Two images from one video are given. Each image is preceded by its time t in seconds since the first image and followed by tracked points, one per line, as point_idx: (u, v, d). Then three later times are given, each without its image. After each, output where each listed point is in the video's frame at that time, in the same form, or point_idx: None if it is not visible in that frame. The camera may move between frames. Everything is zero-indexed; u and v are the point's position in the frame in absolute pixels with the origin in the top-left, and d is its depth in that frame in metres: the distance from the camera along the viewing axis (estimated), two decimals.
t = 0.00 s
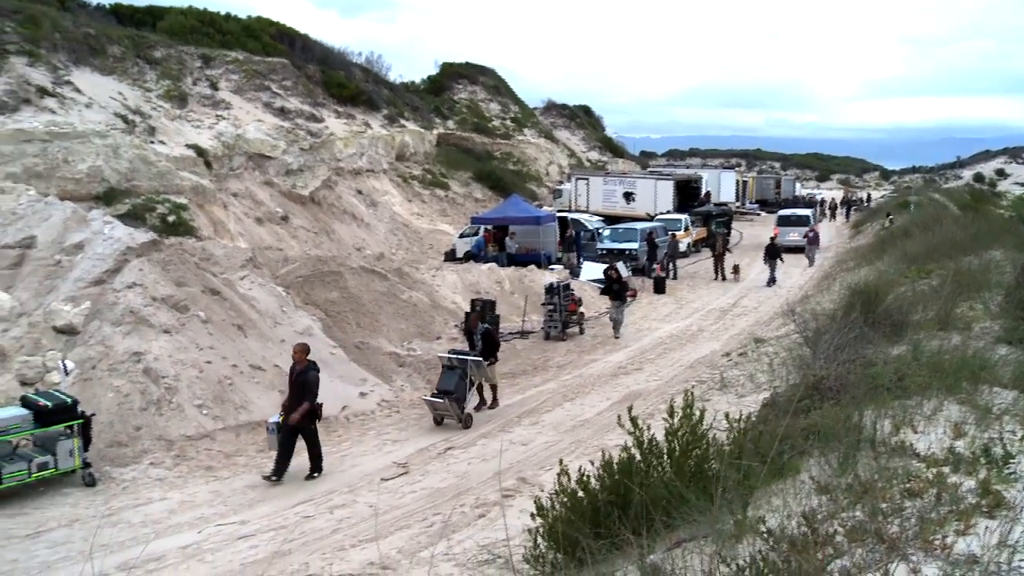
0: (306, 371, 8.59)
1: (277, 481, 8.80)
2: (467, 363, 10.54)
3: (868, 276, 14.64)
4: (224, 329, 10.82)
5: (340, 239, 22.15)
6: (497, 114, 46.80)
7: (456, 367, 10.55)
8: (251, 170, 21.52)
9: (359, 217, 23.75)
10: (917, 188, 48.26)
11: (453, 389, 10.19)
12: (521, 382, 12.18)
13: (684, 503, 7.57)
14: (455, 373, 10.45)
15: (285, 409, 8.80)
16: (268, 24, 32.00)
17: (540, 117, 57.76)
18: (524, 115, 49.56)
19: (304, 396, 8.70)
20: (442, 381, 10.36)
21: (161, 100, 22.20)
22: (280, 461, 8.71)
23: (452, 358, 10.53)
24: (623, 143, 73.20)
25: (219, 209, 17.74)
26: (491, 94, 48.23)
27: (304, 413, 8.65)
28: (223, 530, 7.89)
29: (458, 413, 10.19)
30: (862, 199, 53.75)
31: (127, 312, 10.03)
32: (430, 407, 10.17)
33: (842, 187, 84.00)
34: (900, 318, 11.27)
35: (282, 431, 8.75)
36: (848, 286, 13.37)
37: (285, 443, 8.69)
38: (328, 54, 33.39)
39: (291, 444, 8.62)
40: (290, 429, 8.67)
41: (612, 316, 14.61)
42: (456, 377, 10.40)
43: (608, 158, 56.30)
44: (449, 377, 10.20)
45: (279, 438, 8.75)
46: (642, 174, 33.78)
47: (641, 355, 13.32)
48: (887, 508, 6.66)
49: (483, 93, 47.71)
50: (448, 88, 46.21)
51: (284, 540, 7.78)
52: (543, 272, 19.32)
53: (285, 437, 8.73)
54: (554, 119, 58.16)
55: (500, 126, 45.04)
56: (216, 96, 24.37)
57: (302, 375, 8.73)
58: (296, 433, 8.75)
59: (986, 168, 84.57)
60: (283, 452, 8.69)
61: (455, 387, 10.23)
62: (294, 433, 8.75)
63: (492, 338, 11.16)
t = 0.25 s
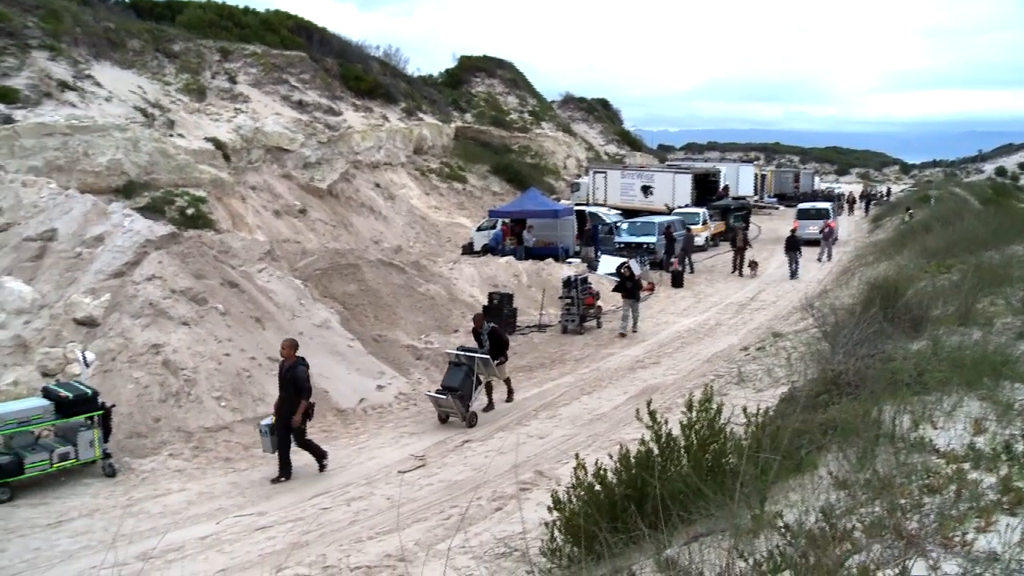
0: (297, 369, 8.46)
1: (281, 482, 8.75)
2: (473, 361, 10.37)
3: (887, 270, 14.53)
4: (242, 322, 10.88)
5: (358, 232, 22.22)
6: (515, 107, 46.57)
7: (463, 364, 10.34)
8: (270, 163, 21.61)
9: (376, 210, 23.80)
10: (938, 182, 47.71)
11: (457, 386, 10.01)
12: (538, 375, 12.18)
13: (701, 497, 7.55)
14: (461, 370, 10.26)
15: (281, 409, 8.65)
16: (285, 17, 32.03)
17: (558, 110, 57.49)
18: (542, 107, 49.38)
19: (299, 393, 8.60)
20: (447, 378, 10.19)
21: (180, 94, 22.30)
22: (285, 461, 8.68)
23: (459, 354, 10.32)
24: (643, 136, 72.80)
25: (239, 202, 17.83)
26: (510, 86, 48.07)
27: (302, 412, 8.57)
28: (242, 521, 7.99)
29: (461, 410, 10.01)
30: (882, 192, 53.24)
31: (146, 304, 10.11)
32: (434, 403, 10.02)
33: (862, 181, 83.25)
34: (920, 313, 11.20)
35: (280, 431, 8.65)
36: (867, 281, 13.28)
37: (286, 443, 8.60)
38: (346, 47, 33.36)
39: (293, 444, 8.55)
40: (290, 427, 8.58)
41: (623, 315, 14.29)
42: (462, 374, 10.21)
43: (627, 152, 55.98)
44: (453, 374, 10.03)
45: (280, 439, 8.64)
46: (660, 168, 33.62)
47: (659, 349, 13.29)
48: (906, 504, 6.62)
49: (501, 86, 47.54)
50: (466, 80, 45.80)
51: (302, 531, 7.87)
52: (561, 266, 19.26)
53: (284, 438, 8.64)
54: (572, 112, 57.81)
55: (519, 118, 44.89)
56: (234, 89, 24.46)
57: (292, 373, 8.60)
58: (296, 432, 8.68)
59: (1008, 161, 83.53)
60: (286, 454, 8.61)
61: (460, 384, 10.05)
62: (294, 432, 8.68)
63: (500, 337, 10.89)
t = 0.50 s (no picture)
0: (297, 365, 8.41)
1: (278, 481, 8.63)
2: (478, 357, 10.20)
3: (908, 265, 14.41)
4: (260, 315, 10.96)
5: (376, 225, 22.27)
6: (533, 101, 46.15)
7: (467, 361, 10.20)
8: (288, 157, 21.71)
9: (394, 204, 23.84)
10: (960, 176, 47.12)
11: (460, 385, 9.90)
12: (554, 369, 12.18)
13: (719, 492, 7.54)
14: (465, 367, 10.14)
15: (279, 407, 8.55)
16: (304, 11, 32.09)
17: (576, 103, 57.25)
18: (561, 101, 49.23)
19: (298, 388, 8.55)
20: (451, 375, 10.09)
21: (199, 88, 22.44)
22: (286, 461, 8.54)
23: (463, 351, 10.17)
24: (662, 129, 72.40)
25: (256, 195, 17.97)
26: (528, 80, 47.57)
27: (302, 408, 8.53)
28: (260, 513, 8.07)
29: (465, 409, 9.92)
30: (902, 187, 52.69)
31: (165, 298, 10.23)
32: (437, 401, 9.95)
33: (882, 175, 82.50)
34: (940, 309, 11.14)
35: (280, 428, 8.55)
36: (887, 276, 13.19)
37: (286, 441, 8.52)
38: (364, 41, 33.37)
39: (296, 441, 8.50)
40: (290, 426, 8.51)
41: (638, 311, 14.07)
42: (466, 371, 10.09)
43: (645, 145, 55.65)
44: (456, 373, 9.92)
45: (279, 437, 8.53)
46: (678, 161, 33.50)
47: (676, 343, 13.26)
48: (924, 501, 6.58)
49: (519, 79, 47.38)
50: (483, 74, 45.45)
51: (319, 523, 7.90)
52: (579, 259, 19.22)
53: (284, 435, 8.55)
54: (590, 106, 57.23)
55: (536, 113, 44.30)
56: (253, 82, 24.57)
57: (290, 369, 8.52)
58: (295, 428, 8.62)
59: None
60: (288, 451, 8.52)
61: (463, 382, 9.94)
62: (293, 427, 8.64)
63: (507, 331, 10.65)
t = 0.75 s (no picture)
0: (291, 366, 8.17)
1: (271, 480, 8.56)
2: (483, 355, 10.10)
3: (927, 261, 14.31)
4: (277, 308, 11.00)
5: (392, 220, 22.26)
6: (550, 95, 46.19)
7: (471, 359, 10.11)
8: (305, 151, 21.78)
9: (411, 198, 23.84)
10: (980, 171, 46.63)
11: (463, 382, 9.80)
12: (570, 364, 12.16)
13: (735, 487, 7.52)
14: (469, 364, 10.05)
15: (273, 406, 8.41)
16: (321, 5, 32.11)
17: (593, 97, 57.01)
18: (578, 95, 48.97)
19: (292, 389, 8.37)
20: (456, 372, 10.01)
21: (217, 82, 22.52)
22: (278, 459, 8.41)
23: (467, 348, 10.09)
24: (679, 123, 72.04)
25: (273, 188, 18.04)
26: (545, 75, 47.66)
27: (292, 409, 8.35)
28: (276, 505, 8.10)
29: (468, 406, 9.80)
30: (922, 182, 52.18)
31: (183, 291, 10.29)
32: (441, 399, 9.85)
33: (900, 169, 81.81)
34: (959, 304, 11.07)
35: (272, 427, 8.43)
36: (906, 271, 13.10)
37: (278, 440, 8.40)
38: (381, 34, 33.36)
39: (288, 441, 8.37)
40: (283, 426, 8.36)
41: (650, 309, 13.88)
42: (471, 368, 9.99)
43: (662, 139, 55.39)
44: (459, 369, 9.84)
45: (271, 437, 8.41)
46: (695, 156, 33.33)
47: (693, 338, 13.22)
48: (943, 497, 6.53)
49: (536, 73, 47.19)
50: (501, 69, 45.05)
51: (336, 517, 7.93)
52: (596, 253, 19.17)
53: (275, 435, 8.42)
54: (607, 99, 56.84)
55: (553, 106, 44.46)
56: (270, 76, 24.64)
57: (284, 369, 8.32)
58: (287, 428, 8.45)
59: None
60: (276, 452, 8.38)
61: (466, 379, 9.84)
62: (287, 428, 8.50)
63: (516, 330, 10.49)
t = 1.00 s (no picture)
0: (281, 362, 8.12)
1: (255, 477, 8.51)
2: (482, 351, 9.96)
3: (943, 256, 14.21)
4: (292, 302, 11.03)
5: (407, 213, 22.24)
6: (565, 88, 45.44)
7: (471, 356, 9.97)
8: (320, 145, 21.82)
9: (425, 192, 23.81)
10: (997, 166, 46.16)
11: (461, 379, 9.67)
12: (584, 358, 12.14)
13: (749, 482, 7.50)
14: (469, 361, 9.91)
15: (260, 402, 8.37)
16: None
17: (608, 91, 56.72)
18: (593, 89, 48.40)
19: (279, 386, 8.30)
20: (456, 369, 9.88)
21: (232, 76, 22.57)
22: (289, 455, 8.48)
23: (466, 345, 9.96)
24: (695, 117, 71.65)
25: (288, 183, 18.08)
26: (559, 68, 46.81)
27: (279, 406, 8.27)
28: (290, 499, 8.14)
29: (467, 404, 9.66)
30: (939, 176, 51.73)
31: (198, 285, 10.34)
32: (441, 396, 9.72)
33: (916, 164, 81.11)
34: (975, 300, 11.00)
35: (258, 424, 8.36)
36: (922, 266, 13.02)
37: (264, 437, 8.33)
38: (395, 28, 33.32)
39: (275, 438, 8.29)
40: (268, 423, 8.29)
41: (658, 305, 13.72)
42: (471, 365, 9.86)
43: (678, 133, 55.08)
44: (458, 366, 9.71)
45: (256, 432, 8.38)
46: (710, 150, 33.18)
47: (707, 333, 13.19)
48: (958, 494, 6.48)
49: (551, 67, 46.32)
50: (516, 62, 44.83)
51: (350, 510, 7.96)
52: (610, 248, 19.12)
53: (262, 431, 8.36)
54: (622, 93, 56.57)
55: (568, 100, 43.90)
56: (285, 71, 24.68)
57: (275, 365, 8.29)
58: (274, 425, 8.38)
59: None
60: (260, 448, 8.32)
61: (465, 377, 9.71)
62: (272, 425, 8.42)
63: (518, 326, 10.33)
